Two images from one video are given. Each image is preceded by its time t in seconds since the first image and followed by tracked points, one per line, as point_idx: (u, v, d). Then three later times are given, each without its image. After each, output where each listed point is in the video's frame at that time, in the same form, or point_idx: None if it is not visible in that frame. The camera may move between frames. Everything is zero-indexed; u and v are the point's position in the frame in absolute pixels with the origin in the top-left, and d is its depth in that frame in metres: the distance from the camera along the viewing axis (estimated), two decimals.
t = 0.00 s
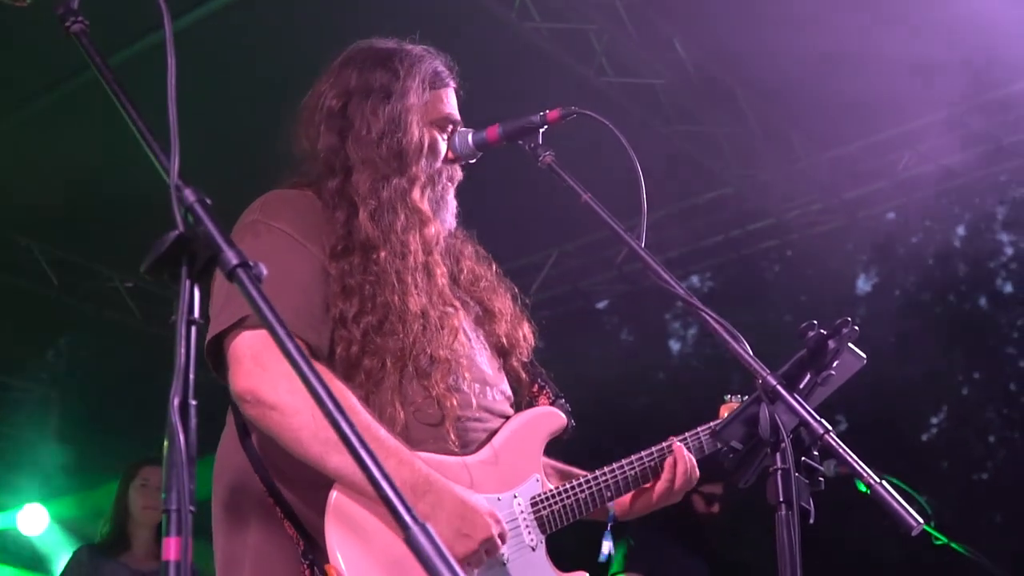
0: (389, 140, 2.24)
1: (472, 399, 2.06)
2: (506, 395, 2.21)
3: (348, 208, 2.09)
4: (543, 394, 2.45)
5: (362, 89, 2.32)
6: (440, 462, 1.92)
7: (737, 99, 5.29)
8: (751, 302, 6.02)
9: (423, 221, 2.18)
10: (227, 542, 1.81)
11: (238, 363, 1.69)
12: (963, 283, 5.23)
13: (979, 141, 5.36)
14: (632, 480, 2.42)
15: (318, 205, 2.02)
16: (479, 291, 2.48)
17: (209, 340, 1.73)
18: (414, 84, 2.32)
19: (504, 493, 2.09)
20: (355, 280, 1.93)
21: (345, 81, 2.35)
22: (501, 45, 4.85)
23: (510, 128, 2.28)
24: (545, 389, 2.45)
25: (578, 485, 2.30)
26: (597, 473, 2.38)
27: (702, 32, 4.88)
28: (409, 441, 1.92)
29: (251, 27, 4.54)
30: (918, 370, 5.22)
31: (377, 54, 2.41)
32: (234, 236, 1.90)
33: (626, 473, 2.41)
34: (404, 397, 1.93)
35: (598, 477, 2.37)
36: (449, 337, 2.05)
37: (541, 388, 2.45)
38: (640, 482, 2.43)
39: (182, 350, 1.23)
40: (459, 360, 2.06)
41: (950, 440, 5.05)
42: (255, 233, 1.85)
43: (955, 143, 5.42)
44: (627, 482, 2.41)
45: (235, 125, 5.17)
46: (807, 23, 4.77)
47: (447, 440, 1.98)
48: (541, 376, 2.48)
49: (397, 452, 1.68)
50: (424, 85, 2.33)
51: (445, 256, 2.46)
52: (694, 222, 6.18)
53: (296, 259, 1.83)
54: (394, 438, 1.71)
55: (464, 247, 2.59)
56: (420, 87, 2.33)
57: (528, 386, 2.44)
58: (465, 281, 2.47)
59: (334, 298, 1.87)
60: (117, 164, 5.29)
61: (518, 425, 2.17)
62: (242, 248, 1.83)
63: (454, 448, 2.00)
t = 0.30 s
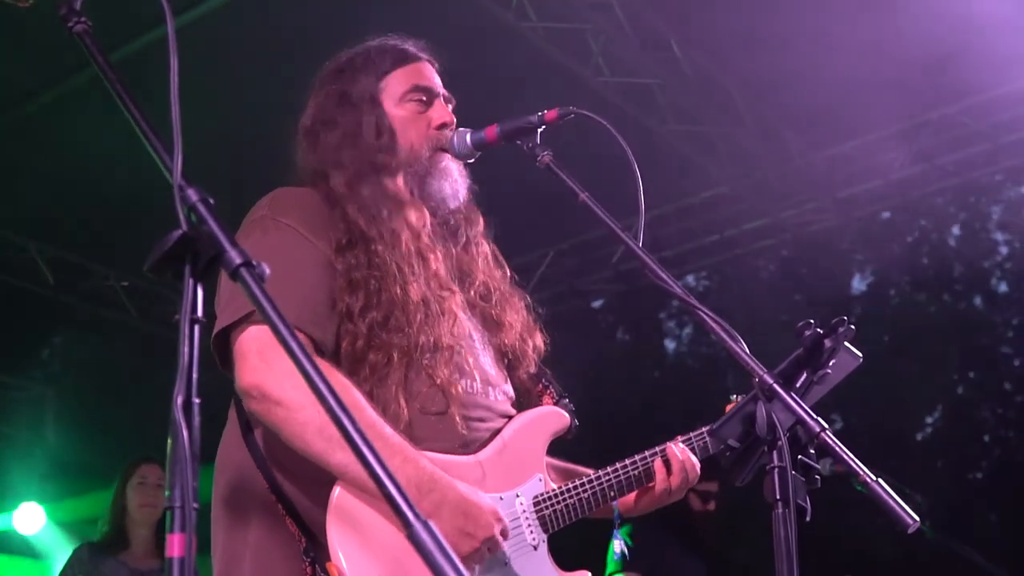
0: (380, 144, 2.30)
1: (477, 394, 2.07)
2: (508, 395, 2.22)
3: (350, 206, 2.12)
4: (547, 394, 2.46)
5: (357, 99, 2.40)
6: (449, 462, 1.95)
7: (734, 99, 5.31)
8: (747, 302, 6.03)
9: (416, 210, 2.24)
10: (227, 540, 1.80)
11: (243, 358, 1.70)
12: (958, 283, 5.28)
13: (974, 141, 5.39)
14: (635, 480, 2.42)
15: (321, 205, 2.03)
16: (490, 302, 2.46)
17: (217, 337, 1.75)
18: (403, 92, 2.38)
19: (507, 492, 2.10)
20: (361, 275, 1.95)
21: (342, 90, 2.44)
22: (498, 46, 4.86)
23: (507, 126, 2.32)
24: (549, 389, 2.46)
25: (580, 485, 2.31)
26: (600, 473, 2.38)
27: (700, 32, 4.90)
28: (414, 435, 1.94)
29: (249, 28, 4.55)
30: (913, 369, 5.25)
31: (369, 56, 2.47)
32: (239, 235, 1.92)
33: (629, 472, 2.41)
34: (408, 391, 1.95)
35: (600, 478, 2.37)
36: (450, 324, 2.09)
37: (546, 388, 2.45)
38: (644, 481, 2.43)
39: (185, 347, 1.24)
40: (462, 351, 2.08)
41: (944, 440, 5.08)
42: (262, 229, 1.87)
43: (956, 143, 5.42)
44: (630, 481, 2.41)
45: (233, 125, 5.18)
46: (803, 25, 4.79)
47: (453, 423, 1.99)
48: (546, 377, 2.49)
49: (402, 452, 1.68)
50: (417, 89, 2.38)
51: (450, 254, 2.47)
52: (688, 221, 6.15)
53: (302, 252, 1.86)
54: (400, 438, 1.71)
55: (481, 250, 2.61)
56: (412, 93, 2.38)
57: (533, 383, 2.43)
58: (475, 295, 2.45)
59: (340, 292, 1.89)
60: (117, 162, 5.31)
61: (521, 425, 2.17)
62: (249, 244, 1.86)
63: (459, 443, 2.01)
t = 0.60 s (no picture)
0: (377, 150, 2.31)
1: (468, 398, 2.08)
2: (500, 400, 2.23)
3: (346, 208, 2.13)
4: (540, 398, 2.42)
5: (355, 103, 2.41)
6: (435, 465, 1.97)
7: (728, 100, 5.32)
8: (742, 301, 6.05)
9: (410, 214, 2.24)
10: (221, 541, 1.81)
11: (240, 360, 1.71)
12: (952, 282, 5.31)
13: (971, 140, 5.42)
14: (627, 484, 2.43)
15: (318, 209, 2.05)
16: (485, 309, 2.48)
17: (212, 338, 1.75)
18: (401, 95, 2.40)
19: (499, 496, 2.12)
20: (355, 277, 1.96)
21: (341, 95, 2.45)
22: (492, 45, 4.87)
23: (501, 130, 2.29)
24: (543, 393, 2.42)
25: (573, 489, 2.32)
26: (592, 476, 2.40)
27: (695, 33, 4.91)
28: (405, 439, 1.95)
29: (244, 28, 4.54)
30: (907, 369, 5.27)
31: (370, 61, 2.49)
32: (236, 235, 1.94)
33: (620, 477, 2.43)
34: (400, 394, 1.95)
35: (593, 481, 2.39)
36: (440, 328, 2.09)
37: (538, 393, 2.41)
38: (636, 486, 2.45)
39: (179, 351, 1.24)
40: (453, 355, 2.09)
41: (938, 440, 5.10)
42: (260, 231, 1.88)
43: (949, 143, 5.46)
44: (621, 485, 2.43)
45: (227, 126, 5.16)
46: (798, 27, 4.81)
47: (438, 428, 1.99)
48: (540, 383, 2.45)
49: (396, 458, 1.69)
50: (416, 94, 2.41)
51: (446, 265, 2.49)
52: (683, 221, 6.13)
53: (298, 254, 1.87)
54: (395, 444, 1.72)
55: (479, 258, 2.62)
56: (411, 98, 2.40)
57: (524, 390, 2.40)
58: (472, 304, 2.47)
59: (334, 294, 1.90)
60: (112, 161, 5.31)
61: (514, 430, 2.17)
62: (246, 245, 1.87)
63: (449, 447, 2.02)
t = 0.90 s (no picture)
0: (376, 146, 2.32)
1: (463, 402, 2.08)
2: (493, 405, 2.22)
3: (344, 209, 2.14)
4: (534, 403, 2.45)
5: (356, 102, 2.41)
6: (425, 469, 1.97)
7: (722, 101, 5.33)
8: (737, 301, 6.08)
9: (406, 213, 2.25)
10: (211, 536, 1.81)
11: (237, 357, 1.73)
12: (946, 283, 5.34)
13: (960, 142, 5.35)
14: (616, 493, 2.44)
15: (317, 208, 2.06)
16: (486, 316, 2.47)
17: (210, 334, 1.76)
18: (403, 92, 2.40)
19: (488, 501, 2.11)
20: (353, 278, 1.97)
21: (341, 93, 2.45)
22: (488, 45, 4.87)
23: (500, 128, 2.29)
24: (537, 399, 2.45)
25: (563, 495, 2.32)
26: (581, 484, 2.40)
27: (690, 33, 4.92)
28: (399, 442, 1.96)
29: (239, 28, 4.54)
30: (900, 368, 5.30)
31: (371, 59, 2.49)
32: (236, 233, 1.95)
33: (609, 486, 2.43)
34: (394, 398, 1.96)
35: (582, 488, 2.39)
36: (436, 330, 2.09)
37: (532, 398, 2.45)
38: (624, 496, 2.46)
39: (180, 349, 1.25)
40: (448, 359, 2.10)
41: (930, 440, 5.13)
42: (260, 230, 1.89)
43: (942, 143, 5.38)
44: (610, 494, 2.43)
45: (221, 126, 5.16)
46: (791, 28, 4.82)
47: (435, 432, 2.00)
48: (534, 388, 2.49)
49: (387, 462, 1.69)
50: (416, 90, 2.40)
51: (443, 267, 2.50)
52: (678, 221, 6.13)
53: (297, 256, 1.88)
54: (385, 448, 1.73)
55: (477, 260, 2.62)
56: (412, 94, 2.40)
57: (518, 397, 2.43)
58: (471, 308, 2.46)
59: (332, 295, 1.91)
60: (108, 160, 5.32)
61: (506, 434, 2.17)
62: (246, 243, 1.88)
63: (441, 450, 2.02)
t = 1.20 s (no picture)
0: (370, 146, 2.33)
1: (453, 404, 2.08)
2: (484, 409, 2.23)
3: (336, 209, 2.15)
4: (525, 408, 2.45)
5: (350, 101, 2.42)
6: (418, 471, 1.96)
7: (715, 101, 5.35)
8: (729, 303, 6.05)
9: (398, 212, 2.25)
10: (199, 528, 1.81)
11: (224, 358, 1.74)
12: (938, 282, 5.37)
13: (952, 143, 5.39)
14: (606, 499, 2.46)
15: (310, 208, 2.08)
16: (478, 316, 2.47)
17: (201, 332, 1.78)
18: (396, 92, 2.41)
19: (477, 504, 2.11)
20: (345, 278, 1.98)
21: (336, 93, 2.46)
22: (481, 45, 4.88)
23: (494, 129, 2.28)
24: (528, 403, 2.46)
25: (552, 500, 2.34)
26: (571, 489, 2.42)
27: (683, 34, 4.94)
28: (389, 443, 1.96)
29: (234, 28, 4.53)
30: (892, 365, 5.32)
31: (366, 59, 2.50)
32: (229, 231, 1.96)
33: (600, 492, 2.45)
34: (385, 398, 1.96)
35: (572, 494, 2.40)
36: (427, 330, 2.10)
37: (524, 403, 2.45)
38: (614, 502, 2.47)
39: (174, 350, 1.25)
40: (439, 359, 2.10)
41: (922, 439, 5.17)
42: (253, 229, 1.90)
43: (935, 144, 5.43)
44: (600, 500, 2.45)
45: (215, 126, 5.15)
46: (783, 29, 4.84)
47: (426, 432, 2.00)
48: (526, 392, 2.50)
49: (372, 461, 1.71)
50: (410, 90, 2.41)
51: (437, 267, 2.50)
52: (671, 221, 6.15)
53: (290, 256, 1.90)
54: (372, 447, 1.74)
55: (469, 260, 2.62)
56: (405, 94, 2.40)
57: (511, 401, 2.44)
58: (464, 308, 2.47)
59: (323, 295, 1.93)
60: (104, 160, 5.32)
61: (497, 438, 2.18)
62: (239, 241, 1.89)
63: (432, 452, 2.02)
